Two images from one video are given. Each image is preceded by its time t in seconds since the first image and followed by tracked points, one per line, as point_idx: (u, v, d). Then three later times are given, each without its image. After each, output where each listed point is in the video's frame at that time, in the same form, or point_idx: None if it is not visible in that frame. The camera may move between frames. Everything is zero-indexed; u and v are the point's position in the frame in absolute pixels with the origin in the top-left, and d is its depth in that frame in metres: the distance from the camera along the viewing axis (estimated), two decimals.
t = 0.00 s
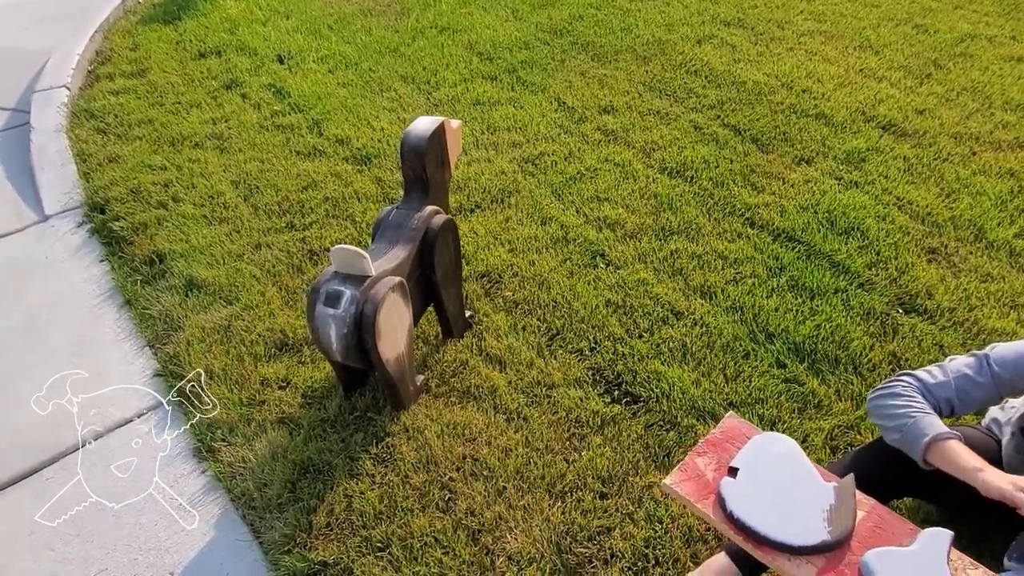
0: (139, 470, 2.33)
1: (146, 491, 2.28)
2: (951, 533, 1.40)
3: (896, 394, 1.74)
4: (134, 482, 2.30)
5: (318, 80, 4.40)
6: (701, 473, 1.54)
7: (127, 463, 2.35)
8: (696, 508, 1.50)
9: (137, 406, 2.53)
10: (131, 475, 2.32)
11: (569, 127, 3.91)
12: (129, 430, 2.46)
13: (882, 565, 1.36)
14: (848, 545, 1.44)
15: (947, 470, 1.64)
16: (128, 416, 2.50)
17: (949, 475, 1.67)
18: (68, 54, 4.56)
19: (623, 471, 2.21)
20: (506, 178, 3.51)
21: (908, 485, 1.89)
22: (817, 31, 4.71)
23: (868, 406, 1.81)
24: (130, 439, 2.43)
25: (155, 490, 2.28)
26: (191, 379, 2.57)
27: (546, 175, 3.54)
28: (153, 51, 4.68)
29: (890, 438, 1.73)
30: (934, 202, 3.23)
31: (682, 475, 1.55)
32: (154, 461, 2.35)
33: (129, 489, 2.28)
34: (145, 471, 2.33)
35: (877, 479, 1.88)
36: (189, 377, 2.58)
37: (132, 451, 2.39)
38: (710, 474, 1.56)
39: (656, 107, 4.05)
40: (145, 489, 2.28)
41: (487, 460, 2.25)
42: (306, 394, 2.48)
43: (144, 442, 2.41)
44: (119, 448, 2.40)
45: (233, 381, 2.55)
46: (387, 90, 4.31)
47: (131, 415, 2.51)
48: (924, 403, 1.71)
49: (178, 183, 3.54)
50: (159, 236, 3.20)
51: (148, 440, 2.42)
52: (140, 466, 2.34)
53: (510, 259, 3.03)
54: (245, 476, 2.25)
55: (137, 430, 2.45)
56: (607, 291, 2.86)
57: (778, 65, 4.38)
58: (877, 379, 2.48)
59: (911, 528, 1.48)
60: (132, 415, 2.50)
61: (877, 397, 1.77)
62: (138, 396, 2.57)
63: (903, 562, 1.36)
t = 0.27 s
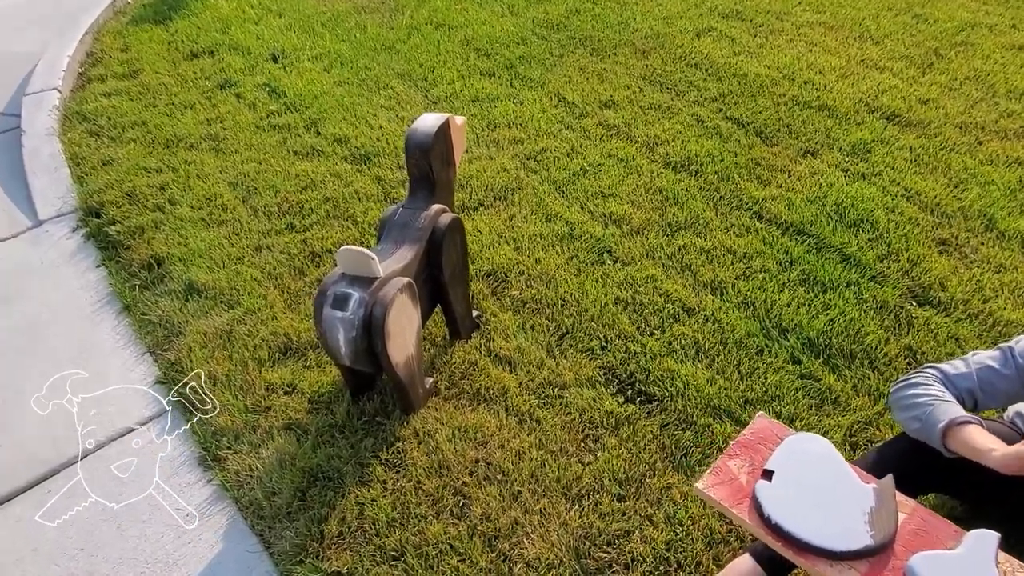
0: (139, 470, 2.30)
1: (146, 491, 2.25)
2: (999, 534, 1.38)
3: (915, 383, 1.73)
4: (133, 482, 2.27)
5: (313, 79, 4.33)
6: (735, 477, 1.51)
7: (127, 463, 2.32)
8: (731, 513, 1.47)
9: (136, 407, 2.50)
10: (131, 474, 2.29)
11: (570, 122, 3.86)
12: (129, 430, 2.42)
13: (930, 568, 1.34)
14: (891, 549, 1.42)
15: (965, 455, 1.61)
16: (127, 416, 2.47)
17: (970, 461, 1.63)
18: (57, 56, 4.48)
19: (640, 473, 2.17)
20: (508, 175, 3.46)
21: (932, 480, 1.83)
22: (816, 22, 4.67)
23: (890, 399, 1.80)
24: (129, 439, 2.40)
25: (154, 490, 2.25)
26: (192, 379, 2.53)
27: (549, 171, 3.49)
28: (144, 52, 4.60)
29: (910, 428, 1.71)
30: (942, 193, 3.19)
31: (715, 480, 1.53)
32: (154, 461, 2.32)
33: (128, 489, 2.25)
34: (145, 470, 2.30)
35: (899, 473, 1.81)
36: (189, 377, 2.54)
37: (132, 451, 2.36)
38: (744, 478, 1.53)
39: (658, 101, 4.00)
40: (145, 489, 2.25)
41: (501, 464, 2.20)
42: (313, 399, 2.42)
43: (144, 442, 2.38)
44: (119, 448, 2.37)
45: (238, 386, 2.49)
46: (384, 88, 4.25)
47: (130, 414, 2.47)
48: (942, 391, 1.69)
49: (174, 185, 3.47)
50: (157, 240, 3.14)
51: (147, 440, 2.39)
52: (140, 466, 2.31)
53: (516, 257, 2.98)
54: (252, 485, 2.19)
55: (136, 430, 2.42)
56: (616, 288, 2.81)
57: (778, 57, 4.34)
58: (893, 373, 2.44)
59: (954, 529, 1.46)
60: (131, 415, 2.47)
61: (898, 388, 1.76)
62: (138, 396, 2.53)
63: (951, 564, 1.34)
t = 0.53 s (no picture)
0: (138, 470, 2.26)
1: (146, 490, 2.21)
2: None
3: (954, 381, 1.67)
4: (133, 482, 2.23)
5: (313, 75, 4.26)
6: (786, 484, 1.51)
7: (126, 463, 2.28)
8: (784, 521, 1.46)
9: (137, 406, 2.45)
10: (130, 475, 2.25)
11: (577, 117, 3.80)
12: (128, 429, 2.38)
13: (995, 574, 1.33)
14: (951, 557, 1.41)
15: (1009, 456, 1.54)
16: (128, 415, 2.42)
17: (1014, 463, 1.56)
18: (51, 55, 4.39)
19: (665, 475, 2.12)
20: (516, 171, 3.40)
21: (972, 479, 1.79)
22: (821, 13, 4.62)
23: (926, 397, 1.74)
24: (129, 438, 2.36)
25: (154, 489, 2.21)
26: (191, 378, 2.49)
27: (558, 167, 3.43)
28: (139, 50, 4.51)
29: (949, 427, 1.65)
30: (958, 184, 3.15)
31: (765, 487, 1.52)
32: (153, 460, 2.29)
33: (128, 489, 2.21)
34: (144, 470, 2.26)
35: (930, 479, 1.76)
36: (189, 377, 2.50)
37: (131, 450, 2.32)
38: (794, 484, 1.52)
39: (665, 94, 3.95)
40: (145, 488, 2.21)
41: (523, 468, 2.15)
42: (326, 404, 2.36)
43: (144, 442, 2.34)
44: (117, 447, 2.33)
45: (248, 391, 2.43)
46: (386, 84, 4.18)
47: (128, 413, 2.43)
48: (983, 390, 1.63)
49: (175, 185, 3.40)
50: (159, 241, 3.07)
51: (147, 440, 2.35)
52: (139, 466, 2.27)
53: (529, 255, 2.93)
54: (267, 493, 2.13)
55: (136, 429, 2.38)
56: (632, 286, 2.76)
57: (785, 49, 4.29)
58: (919, 368, 2.39)
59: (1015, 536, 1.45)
60: (131, 414, 2.43)
61: (935, 385, 1.71)
62: (139, 395, 2.49)
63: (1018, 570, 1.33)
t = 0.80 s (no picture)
0: (138, 471, 2.22)
1: (146, 491, 2.17)
2: None
3: (1001, 396, 1.60)
4: (133, 483, 2.20)
5: (312, 73, 4.15)
6: (842, 512, 1.53)
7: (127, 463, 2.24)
8: (840, 551, 1.48)
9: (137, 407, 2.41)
10: (130, 476, 2.21)
11: (584, 114, 3.71)
12: (129, 429, 2.34)
13: None
14: None
15: None
16: (128, 416, 2.38)
17: None
18: (41, 54, 4.27)
19: (692, 489, 2.04)
20: (525, 171, 3.31)
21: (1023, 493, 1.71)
22: (829, 4, 4.53)
23: (972, 411, 1.67)
24: (129, 438, 2.32)
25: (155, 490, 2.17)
26: (191, 378, 2.45)
27: (567, 166, 3.34)
28: (132, 48, 4.39)
29: (999, 444, 1.58)
30: (978, 180, 3.08)
31: (820, 515, 1.54)
32: (153, 461, 2.24)
33: (129, 489, 2.18)
34: (144, 471, 2.22)
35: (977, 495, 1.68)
36: (189, 377, 2.45)
37: (131, 450, 2.28)
38: (850, 513, 1.54)
39: (673, 90, 3.86)
40: (144, 490, 2.17)
41: (544, 483, 2.07)
42: (336, 417, 2.28)
43: (144, 442, 2.30)
44: (117, 448, 2.29)
45: (255, 404, 2.34)
46: (387, 81, 4.07)
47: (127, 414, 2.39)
48: None
49: (172, 187, 3.30)
50: (158, 246, 2.97)
51: (147, 440, 2.31)
52: (139, 467, 2.23)
53: (541, 258, 2.84)
54: (278, 512, 2.05)
55: (136, 428, 2.34)
56: (649, 289, 2.67)
57: (794, 42, 4.20)
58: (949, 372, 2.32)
59: None
60: (130, 414, 2.39)
61: (981, 399, 1.64)
62: (139, 396, 2.44)
63: None
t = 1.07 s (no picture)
0: (138, 470, 2.17)
1: (147, 490, 2.12)
2: None
3: None
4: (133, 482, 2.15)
5: (309, 72, 4.00)
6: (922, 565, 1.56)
7: (127, 479, 2.15)
8: None
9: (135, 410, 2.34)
10: (130, 475, 2.16)
11: (594, 113, 3.57)
12: (129, 428, 2.29)
13: None
14: None
15: None
16: (127, 416, 2.32)
17: None
18: (25, 55, 4.10)
19: (728, 519, 1.93)
20: (535, 174, 3.17)
21: None
22: None
23: None
24: (130, 437, 2.26)
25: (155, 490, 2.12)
26: (191, 378, 2.38)
27: (578, 168, 3.20)
28: (120, 47, 4.22)
29: None
30: (1008, 180, 2.96)
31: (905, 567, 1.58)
32: (154, 460, 2.19)
33: (129, 489, 2.13)
34: (144, 471, 2.17)
35: None
36: (190, 377, 2.38)
37: (131, 465, 2.19)
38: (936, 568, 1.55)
39: (685, 86, 3.72)
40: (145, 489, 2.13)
41: (571, 515, 1.95)
42: (347, 444, 2.15)
43: (144, 458, 2.20)
44: (116, 448, 2.24)
45: (260, 430, 2.20)
46: (387, 80, 3.92)
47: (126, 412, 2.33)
48: None
49: (166, 196, 3.15)
50: (152, 259, 2.82)
51: (148, 439, 2.25)
52: (139, 466, 2.18)
53: (556, 267, 2.71)
54: (288, 550, 1.92)
55: (136, 428, 2.28)
56: (671, 300, 2.55)
57: (807, 35, 4.07)
58: (993, 387, 2.20)
59: None
60: (130, 414, 2.33)
61: None
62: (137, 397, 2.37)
63: None
